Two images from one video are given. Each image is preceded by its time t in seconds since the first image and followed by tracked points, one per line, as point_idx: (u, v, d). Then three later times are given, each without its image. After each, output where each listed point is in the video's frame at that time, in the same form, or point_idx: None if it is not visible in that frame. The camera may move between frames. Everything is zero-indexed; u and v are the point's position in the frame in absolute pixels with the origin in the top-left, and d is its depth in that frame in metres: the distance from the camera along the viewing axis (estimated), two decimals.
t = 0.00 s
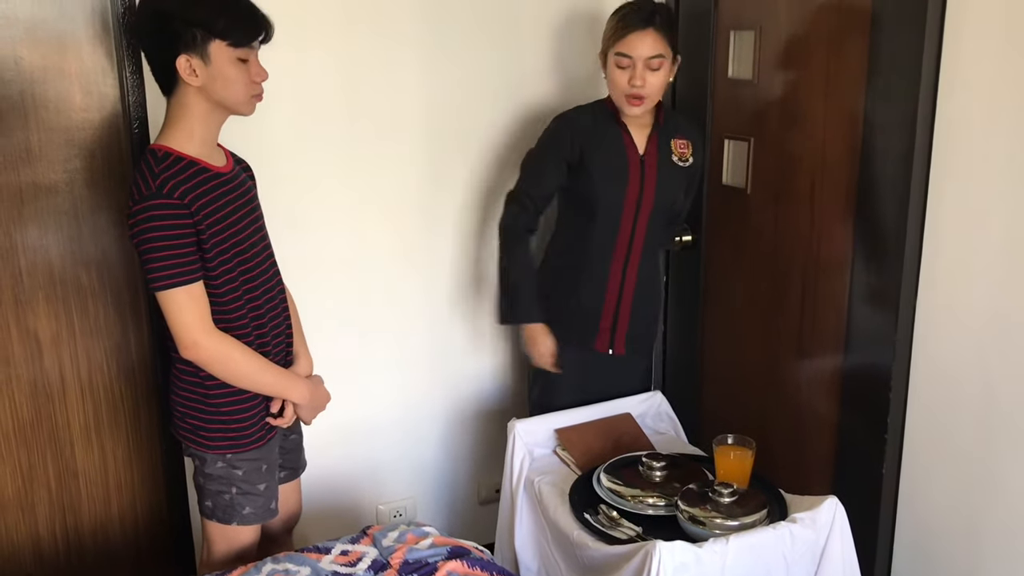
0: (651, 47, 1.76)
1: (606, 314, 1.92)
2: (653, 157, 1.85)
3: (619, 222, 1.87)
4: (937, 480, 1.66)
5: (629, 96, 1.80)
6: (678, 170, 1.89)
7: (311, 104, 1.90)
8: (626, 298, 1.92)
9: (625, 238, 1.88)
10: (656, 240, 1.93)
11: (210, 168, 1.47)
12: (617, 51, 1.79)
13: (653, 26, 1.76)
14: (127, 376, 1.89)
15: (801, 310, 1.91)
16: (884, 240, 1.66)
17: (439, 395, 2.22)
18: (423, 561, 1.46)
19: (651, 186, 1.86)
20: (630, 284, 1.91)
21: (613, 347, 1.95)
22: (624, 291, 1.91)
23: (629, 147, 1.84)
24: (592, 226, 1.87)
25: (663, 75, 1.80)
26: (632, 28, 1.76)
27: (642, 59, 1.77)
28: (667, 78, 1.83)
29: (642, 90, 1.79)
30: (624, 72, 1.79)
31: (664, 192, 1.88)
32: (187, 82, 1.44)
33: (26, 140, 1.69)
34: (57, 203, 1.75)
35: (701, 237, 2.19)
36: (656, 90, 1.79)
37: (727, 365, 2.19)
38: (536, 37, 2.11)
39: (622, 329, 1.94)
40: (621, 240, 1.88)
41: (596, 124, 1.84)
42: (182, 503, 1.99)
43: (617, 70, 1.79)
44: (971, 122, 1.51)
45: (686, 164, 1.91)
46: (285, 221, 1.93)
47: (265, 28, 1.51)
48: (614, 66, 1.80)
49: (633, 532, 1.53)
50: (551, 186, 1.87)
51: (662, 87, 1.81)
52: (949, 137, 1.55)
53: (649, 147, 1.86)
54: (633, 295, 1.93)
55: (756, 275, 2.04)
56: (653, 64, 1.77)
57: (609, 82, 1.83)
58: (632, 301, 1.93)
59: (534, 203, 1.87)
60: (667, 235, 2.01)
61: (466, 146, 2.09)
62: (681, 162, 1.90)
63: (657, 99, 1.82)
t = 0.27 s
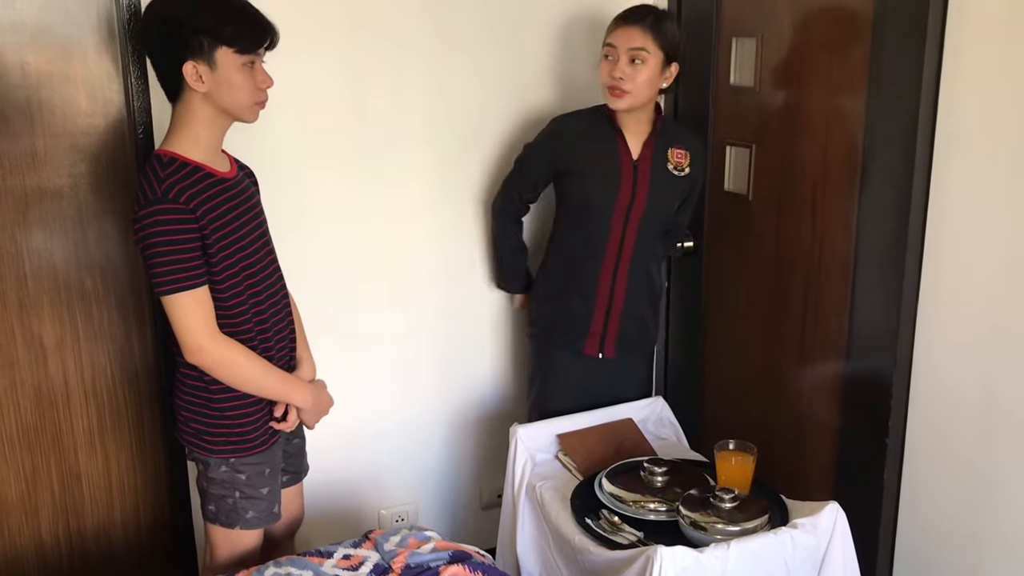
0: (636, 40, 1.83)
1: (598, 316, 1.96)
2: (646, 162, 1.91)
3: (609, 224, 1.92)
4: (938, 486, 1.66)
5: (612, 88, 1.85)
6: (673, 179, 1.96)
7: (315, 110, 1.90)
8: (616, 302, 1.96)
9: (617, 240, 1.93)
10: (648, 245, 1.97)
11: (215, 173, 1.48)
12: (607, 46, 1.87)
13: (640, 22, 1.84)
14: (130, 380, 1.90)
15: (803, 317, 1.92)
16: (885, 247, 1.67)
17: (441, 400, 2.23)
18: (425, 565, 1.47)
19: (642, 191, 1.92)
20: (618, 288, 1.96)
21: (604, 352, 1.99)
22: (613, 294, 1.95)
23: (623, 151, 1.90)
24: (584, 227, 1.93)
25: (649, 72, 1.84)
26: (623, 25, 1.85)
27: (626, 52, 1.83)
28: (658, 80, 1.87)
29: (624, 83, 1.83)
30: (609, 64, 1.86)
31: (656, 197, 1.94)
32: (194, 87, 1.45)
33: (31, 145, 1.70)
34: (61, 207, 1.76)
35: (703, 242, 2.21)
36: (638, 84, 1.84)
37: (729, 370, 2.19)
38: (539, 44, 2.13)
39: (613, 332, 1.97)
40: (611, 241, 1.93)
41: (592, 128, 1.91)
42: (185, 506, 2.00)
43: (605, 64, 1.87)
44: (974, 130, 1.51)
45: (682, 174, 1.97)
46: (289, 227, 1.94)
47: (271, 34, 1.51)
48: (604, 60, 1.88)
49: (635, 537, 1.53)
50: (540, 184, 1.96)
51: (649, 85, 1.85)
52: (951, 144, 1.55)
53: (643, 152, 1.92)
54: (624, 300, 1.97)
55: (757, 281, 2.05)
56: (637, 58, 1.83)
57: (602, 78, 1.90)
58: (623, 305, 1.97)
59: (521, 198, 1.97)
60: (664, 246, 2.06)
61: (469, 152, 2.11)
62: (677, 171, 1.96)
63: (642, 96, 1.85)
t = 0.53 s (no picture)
0: (615, 41, 1.89)
1: (587, 317, 2.01)
2: (629, 164, 1.96)
3: (593, 226, 1.97)
4: (938, 493, 1.65)
5: (593, 87, 1.91)
6: (659, 179, 1.98)
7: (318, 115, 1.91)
8: (605, 303, 2.00)
9: (602, 242, 1.98)
10: (637, 247, 2.00)
11: (220, 178, 1.48)
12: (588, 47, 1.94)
13: (619, 22, 1.90)
14: (131, 383, 1.90)
15: (804, 323, 1.92)
16: (886, 254, 1.67)
17: (442, 405, 2.23)
18: (426, 570, 1.47)
19: (626, 192, 1.96)
20: (607, 289, 2.00)
21: (593, 355, 2.03)
22: (601, 295, 2.00)
23: (606, 153, 1.96)
24: (572, 231, 1.99)
25: (629, 71, 1.90)
26: (603, 26, 1.91)
27: (605, 52, 1.89)
28: (638, 79, 1.92)
29: (604, 82, 1.90)
30: (590, 65, 1.92)
31: (641, 198, 1.97)
32: (203, 92, 1.45)
33: (34, 149, 1.71)
34: (65, 211, 1.76)
35: (704, 248, 2.21)
36: (619, 83, 1.90)
37: (731, 376, 2.19)
38: (542, 50, 2.13)
39: (604, 334, 2.02)
40: (597, 242, 1.98)
41: (576, 133, 1.99)
42: (187, 509, 2.01)
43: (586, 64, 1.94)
44: (975, 135, 1.51)
45: (669, 174, 1.99)
46: (291, 232, 1.94)
47: (272, 36, 1.51)
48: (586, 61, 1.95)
49: (636, 542, 1.53)
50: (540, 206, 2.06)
51: (629, 84, 1.91)
52: (952, 150, 1.55)
53: (626, 154, 1.97)
54: (614, 301, 2.00)
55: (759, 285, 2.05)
56: (616, 57, 1.89)
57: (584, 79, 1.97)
58: (612, 307, 2.01)
59: (525, 220, 2.08)
60: (662, 252, 2.09)
61: (471, 158, 2.11)
62: (663, 172, 1.98)
63: (623, 95, 1.91)
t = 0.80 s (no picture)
0: (606, 45, 1.90)
1: (578, 320, 2.02)
2: (617, 169, 1.97)
3: (583, 232, 1.99)
4: (940, 500, 1.65)
5: (585, 91, 1.92)
6: (648, 185, 1.97)
7: (322, 121, 1.92)
8: (594, 309, 2.00)
9: (592, 247, 1.99)
10: (628, 252, 1.99)
11: (225, 184, 1.49)
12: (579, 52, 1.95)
13: (609, 26, 1.91)
14: (135, 388, 1.91)
15: (807, 329, 1.92)
16: (888, 261, 1.67)
17: (445, 411, 2.23)
18: None
19: (615, 198, 1.97)
20: (597, 295, 2.00)
21: (583, 359, 2.03)
22: (591, 301, 2.00)
23: (596, 158, 1.98)
24: (565, 237, 2.02)
25: (620, 74, 1.90)
26: (592, 31, 1.92)
27: (596, 56, 1.90)
28: (629, 82, 1.93)
29: (595, 85, 1.90)
30: (581, 69, 1.93)
31: (631, 203, 1.97)
32: (210, 98, 1.46)
33: (40, 155, 1.71)
34: (70, 216, 1.77)
35: (707, 254, 2.22)
36: (610, 86, 1.90)
37: (733, 382, 2.20)
38: (545, 56, 2.14)
39: (593, 340, 2.01)
40: (586, 247, 1.99)
41: (567, 140, 2.01)
42: (190, 513, 2.01)
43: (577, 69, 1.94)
44: (977, 143, 1.51)
45: (659, 180, 1.98)
46: (295, 237, 1.95)
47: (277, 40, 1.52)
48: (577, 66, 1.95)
49: (638, 548, 1.53)
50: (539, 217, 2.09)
51: (621, 87, 1.92)
52: (954, 158, 1.55)
53: (615, 159, 1.98)
54: (604, 307, 2.00)
55: (761, 291, 2.05)
56: (606, 61, 1.90)
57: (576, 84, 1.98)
58: (602, 310, 2.00)
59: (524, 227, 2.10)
60: (664, 261, 2.08)
61: (475, 163, 2.12)
62: (653, 177, 1.97)
63: (614, 98, 1.92)
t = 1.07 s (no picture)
0: (609, 54, 1.88)
1: (577, 323, 2.01)
2: (616, 172, 1.96)
3: (584, 235, 1.99)
4: (945, 507, 1.64)
5: (588, 100, 1.91)
6: (648, 187, 1.97)
7: (326, 124, 1.92)
8: (593, 313, 2.00)
9: (591, 250, 1.99)
10: (627, 256, 1.98)
11: (230, 187, 1.49)
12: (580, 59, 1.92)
13: (612, 34, 1.89)
14: (138, 392, 1.90)
15: (811, 334, 1.91)
16: (894, 266, 1.66)
17: (449, 415, 2.23)
18: None
19: (614, 201, 1.97)
20: (597, 298, 1.99)
21: (583, 361, 2.02)
22: (590, 304, 1.99)
23: (595, 161, 1.98)
24: (565, 240, 2.01)
25: (623, 82, 1.90)
26: (594, 38, 1.91)
27: (599, 65, 1.89)
28: (631, 89, 1.93)
29: (599, 94, 1.90)
30: (584, 78, 1.92)
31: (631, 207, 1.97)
32: (215, 101, 1.46)
33: (44, 159, 1.71)
34: (73, 219, 1.77)
35: (711, 259, 2.21)
36: (613, 95, 1.90)
37: (737, 387, 2.19)
38: (550, 60, 2.14)
39: (593, 343, 2.00)
40: (586, 250, 1.99)
41: (568, 143, 2.01)
42: (193, 517, 2.01)
43: (579, 77, 1.93)
44: (982, 147, 1.49)
45: (659, 183, 1.97)
46: (299, 241, 1.95)
47: (281, 44, 1.53)
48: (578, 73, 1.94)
49: (642, 554, 1.52)
50: (541, 220, 2.09)
51: (623, 94, 1.92)
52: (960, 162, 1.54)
53: (614, 162, 1.97)
54: (602, 310, 2.00)
55: (766, 296, 2.05)
56: (610, 70, 1.88)
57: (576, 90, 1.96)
58: (602, 313, 2.00)
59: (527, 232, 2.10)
60: (666, 265, 2.07)
61: (479, 167, 2.12)
62: (652, 180, 1.97)
63: (617, 105, 1.92)
